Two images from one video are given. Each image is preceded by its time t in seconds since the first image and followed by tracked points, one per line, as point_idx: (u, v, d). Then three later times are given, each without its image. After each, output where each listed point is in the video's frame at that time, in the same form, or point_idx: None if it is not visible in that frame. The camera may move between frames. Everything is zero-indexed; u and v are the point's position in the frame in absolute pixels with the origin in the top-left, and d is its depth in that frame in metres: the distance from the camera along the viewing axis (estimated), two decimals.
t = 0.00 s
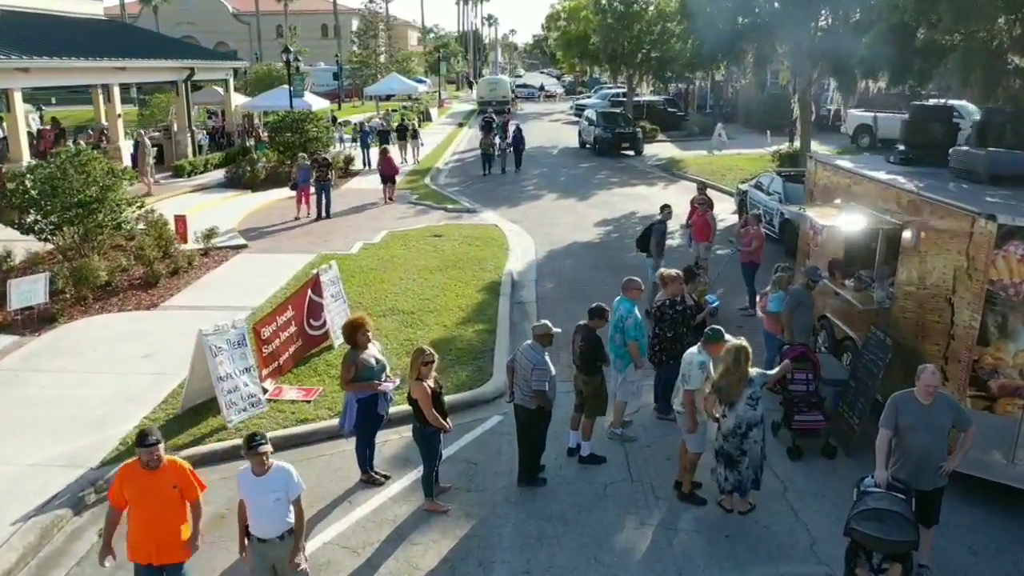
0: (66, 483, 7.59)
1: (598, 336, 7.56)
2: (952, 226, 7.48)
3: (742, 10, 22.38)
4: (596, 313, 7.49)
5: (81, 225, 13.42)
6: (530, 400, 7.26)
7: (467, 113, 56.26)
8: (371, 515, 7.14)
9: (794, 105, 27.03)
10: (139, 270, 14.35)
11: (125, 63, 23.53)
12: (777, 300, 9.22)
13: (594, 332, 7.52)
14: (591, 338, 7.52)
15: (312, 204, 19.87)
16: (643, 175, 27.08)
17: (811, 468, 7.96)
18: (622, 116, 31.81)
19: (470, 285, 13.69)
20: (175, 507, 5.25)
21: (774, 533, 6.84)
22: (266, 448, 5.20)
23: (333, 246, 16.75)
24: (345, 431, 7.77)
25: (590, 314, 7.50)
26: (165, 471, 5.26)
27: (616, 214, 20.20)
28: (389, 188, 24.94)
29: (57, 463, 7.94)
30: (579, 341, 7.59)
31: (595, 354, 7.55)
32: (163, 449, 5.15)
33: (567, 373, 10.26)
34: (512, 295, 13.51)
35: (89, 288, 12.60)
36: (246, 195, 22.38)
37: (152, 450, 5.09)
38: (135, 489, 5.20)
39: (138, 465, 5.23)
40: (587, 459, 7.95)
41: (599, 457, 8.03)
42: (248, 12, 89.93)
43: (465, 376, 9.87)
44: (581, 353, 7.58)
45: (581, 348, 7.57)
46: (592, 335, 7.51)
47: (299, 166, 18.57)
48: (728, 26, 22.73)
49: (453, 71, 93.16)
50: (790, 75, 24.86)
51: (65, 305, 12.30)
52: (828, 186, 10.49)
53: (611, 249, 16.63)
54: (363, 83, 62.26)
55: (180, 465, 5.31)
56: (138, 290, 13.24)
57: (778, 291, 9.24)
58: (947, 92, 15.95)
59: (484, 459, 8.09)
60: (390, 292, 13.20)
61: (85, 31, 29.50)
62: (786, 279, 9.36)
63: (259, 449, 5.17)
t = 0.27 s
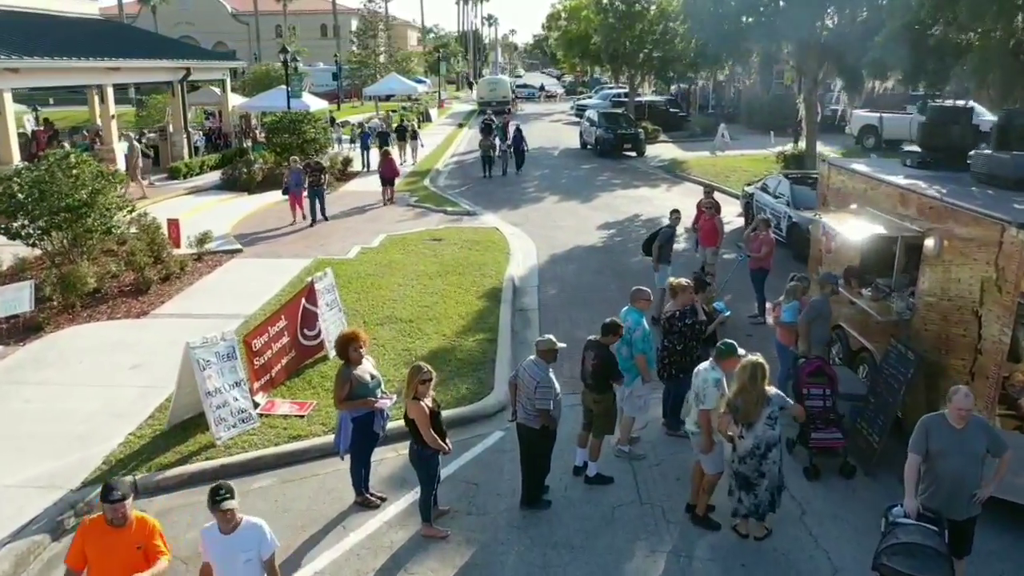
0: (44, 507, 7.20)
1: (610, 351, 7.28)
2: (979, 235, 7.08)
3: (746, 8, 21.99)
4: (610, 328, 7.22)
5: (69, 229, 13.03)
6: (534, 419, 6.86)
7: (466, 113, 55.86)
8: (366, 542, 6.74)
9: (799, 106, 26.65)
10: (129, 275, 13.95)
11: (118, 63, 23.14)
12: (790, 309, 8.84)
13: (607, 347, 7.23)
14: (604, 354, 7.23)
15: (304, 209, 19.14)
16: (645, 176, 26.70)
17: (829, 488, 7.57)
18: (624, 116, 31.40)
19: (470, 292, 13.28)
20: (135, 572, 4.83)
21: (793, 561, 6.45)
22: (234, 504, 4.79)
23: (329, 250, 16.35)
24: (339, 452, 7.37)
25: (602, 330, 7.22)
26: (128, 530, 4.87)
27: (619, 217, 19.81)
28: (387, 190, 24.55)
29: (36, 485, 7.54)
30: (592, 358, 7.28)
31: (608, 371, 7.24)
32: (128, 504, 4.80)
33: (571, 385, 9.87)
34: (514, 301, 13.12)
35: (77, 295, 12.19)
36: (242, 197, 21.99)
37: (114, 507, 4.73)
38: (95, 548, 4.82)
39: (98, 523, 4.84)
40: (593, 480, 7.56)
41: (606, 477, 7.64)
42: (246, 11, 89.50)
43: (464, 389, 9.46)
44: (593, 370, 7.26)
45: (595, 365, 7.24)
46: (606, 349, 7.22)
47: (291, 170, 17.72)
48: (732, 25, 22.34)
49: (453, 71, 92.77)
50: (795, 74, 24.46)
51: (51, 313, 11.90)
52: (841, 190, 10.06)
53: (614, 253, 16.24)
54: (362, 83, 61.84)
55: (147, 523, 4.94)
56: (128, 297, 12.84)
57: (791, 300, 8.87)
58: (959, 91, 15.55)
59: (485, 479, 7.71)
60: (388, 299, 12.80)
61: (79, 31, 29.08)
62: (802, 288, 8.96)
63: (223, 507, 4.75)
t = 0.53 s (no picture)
0: (20, 532, 6.79)
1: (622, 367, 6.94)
2: (1008, 245, 6.68)
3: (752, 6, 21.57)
4: (620, 343, 6.91)
5: (58, 234, 12.67)
6: (537, 440, 6.48)
7: (466, 113, 55.50)
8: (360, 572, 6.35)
9: (804, 106, 26.25)
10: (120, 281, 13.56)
11: (112, 63, 22.71)
12: (806, 319, 8.52)
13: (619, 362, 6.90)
14: (616, 368, 6.89)
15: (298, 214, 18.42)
16: (648, 177, 26.32)
17: (848, 510, 7.19)
18: (626, 117, 31.03)
19: (470, 299, 12.89)
20: None
21: None
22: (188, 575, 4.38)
23: (326, 254, 15.95)
24: (333, 474, 6.97)
25: (615, 343, 6.91)
26: None
27: (622, 219, 19.42)
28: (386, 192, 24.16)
29: (12, 508, 7.14)
30: (603, 373, 6.94)
31: (619, 387, 6.88)
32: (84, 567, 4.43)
33: (576, 399, 9.47)
34: (515, 309, 12.73)
35: (65, 303, 11.79)
36: (238, 200, 21.57)
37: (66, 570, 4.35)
38: None
39: None
40: (600, 502, 7.18)
41: (613, 498, 7.26)
42: (245, 11, 89.12)
43: (465, 404, 9.07)
44: (604, 387, 6.94)
45: (606, 381, 6.90)
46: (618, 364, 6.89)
47: (284, 172, 16.86)
48: (737, 25, 21.93)
49: (453, 71, 92.36)
50: (800, 74, 24.06)
51: (36, 321, 11.51)
52: (857, 195, 9.63)
53: (617, 257, 15.85)
54: (361, 82, 61.41)
55: None
56: (117, 304, 12.46)
57: (809, 309, 8.55)
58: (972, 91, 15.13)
59: (486, 501, 7.32)
60: (386, 307, 12.40)
61: (74, 30, 28.65)
62: (820, 297, 8.57)
63: None
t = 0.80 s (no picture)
0: None
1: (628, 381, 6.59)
2: None
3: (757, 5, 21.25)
4: (625, 355, 6.54)
5: (47, 239, 12.35)
6: (541, 462, 6.16)
7: (466, 114, 55.18)
8: None
9: (808, 106, 25.95)
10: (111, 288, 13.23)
11: (106, 63, 22.34)
12: (821, 328, 8.13)
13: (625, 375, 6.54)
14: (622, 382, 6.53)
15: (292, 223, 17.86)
16: (650, 179, 26.01)
17: (866, 532, 6.85)
18: (627, 117, 30.70)
19: (470, 305, 12.54)
20: None
21: None
22: None
23: (323, 258, 15.62)
24: (325, 496, 6.64)
25: (619, 355, 6.54)
26: None
27: (624, 222, 19.10)
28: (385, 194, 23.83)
29: None
30: (608, 387, 6.59)
31: (625, 402, 6.53)
32: None
33: (580, 413, 9.14)
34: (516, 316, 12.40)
35: (53, 311, 11.45)
36: (234, 202, 21.23)
37: None
38: None
39: None
40: (606, 523, 6.85)
41: (620, 520, 6.92)
42: (244, 11, 88.76)
43: (464, 419, 8.73)
44: (609, 402, 6.59)
45: (610, 395, 6.57)
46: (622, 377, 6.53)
47: (280, 177, 16.54)
48: (741, 23, 21.60)
49: (452, 71, 92.02)
50: (804, 74, 23.74)
51: (23, 330, 11.18)
52: (872, 202, 9.28)
53: (620, 261, 15.52)
54: (360, 83, 61.03)
55: None
56: (107, 311, 12.14)
57: (825, 319, 8.17)
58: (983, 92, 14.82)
59: (488, 522, 7.00)
60: (383, 313, 12.06)
61: (69, 29, 28.28)
62: (838, 305, 8.18)
63: None
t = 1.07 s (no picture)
0: None
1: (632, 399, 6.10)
2: None
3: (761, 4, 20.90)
4: (629, 370, 6.06)
5: (32, 245, 11.98)
6: (542, 489, 5.77)
7: (466, 114, 54.81)
8: None
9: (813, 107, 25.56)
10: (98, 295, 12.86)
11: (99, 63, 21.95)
12: (839, 342, 7.79)
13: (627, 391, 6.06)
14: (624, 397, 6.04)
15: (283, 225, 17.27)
16: (651, 180, 25.66)
17: (887, 560, 6.46)
18: (629, 118, 30.33)
19: (468, 313, 12.15)
20: None
21: None
22: None
23: (318, 263, 15.24)
24: (314, 526, 6.23)
25: (623, 370, 6.06)
26: None
27: (626, 225, 18.73)
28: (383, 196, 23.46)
29: None
30: (608, 403, 6.12)
31: (628, 419, 6.05)
32: None
33: (583, 428, 8.76)
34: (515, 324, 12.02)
35: (36, 320, 11.07)
36: (228, 204, 20.84)
37: None
38: None
39: None
40: (613, 550, 6.46)
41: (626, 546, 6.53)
42: (242, 11, 88.37)
43: (461, 436, 8.34)
44: (609, 418, 6.10)
45: (610, 413, 6.09)
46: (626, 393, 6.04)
47: (270, 180, 15.85)
48: (745, 22, 21.22)
49: (452, 71, 91.67)
50: (809, 74, 23.36)
51: (4, 340, 10.80)
52: (889, 209, 8.87)
53: (623, 266, 15.15)
54: (359, 83, 60.61)
55: None
56: (93, 319, 11.76)
57: (843, 331, 7.81)
58: (995, 92, 14.47)
59: (485, 550, 6.61)
60: (378, 322, 11.67)
61: (63, 28, 27.88)
62: (857, 318, 7.78)
63: None
